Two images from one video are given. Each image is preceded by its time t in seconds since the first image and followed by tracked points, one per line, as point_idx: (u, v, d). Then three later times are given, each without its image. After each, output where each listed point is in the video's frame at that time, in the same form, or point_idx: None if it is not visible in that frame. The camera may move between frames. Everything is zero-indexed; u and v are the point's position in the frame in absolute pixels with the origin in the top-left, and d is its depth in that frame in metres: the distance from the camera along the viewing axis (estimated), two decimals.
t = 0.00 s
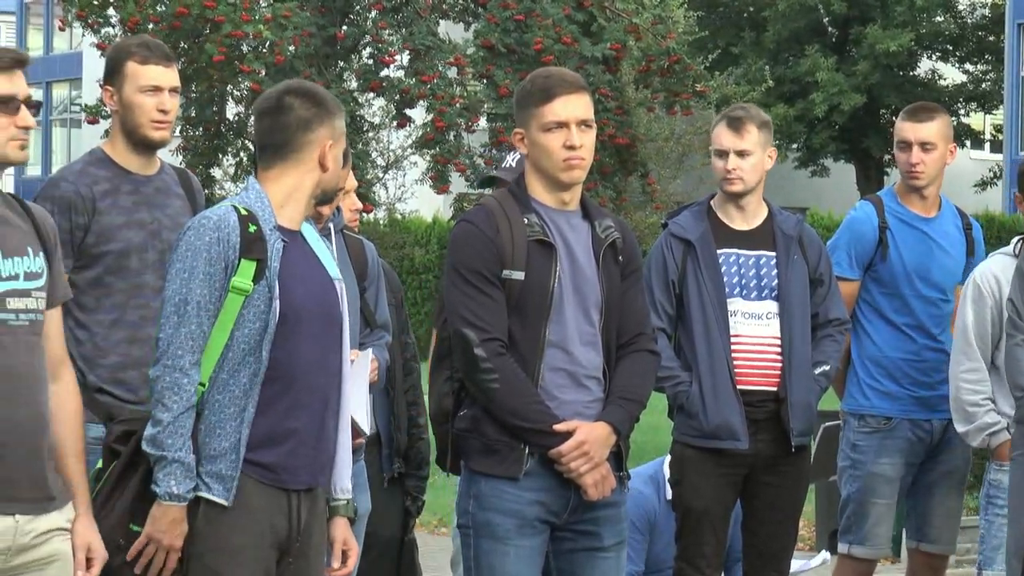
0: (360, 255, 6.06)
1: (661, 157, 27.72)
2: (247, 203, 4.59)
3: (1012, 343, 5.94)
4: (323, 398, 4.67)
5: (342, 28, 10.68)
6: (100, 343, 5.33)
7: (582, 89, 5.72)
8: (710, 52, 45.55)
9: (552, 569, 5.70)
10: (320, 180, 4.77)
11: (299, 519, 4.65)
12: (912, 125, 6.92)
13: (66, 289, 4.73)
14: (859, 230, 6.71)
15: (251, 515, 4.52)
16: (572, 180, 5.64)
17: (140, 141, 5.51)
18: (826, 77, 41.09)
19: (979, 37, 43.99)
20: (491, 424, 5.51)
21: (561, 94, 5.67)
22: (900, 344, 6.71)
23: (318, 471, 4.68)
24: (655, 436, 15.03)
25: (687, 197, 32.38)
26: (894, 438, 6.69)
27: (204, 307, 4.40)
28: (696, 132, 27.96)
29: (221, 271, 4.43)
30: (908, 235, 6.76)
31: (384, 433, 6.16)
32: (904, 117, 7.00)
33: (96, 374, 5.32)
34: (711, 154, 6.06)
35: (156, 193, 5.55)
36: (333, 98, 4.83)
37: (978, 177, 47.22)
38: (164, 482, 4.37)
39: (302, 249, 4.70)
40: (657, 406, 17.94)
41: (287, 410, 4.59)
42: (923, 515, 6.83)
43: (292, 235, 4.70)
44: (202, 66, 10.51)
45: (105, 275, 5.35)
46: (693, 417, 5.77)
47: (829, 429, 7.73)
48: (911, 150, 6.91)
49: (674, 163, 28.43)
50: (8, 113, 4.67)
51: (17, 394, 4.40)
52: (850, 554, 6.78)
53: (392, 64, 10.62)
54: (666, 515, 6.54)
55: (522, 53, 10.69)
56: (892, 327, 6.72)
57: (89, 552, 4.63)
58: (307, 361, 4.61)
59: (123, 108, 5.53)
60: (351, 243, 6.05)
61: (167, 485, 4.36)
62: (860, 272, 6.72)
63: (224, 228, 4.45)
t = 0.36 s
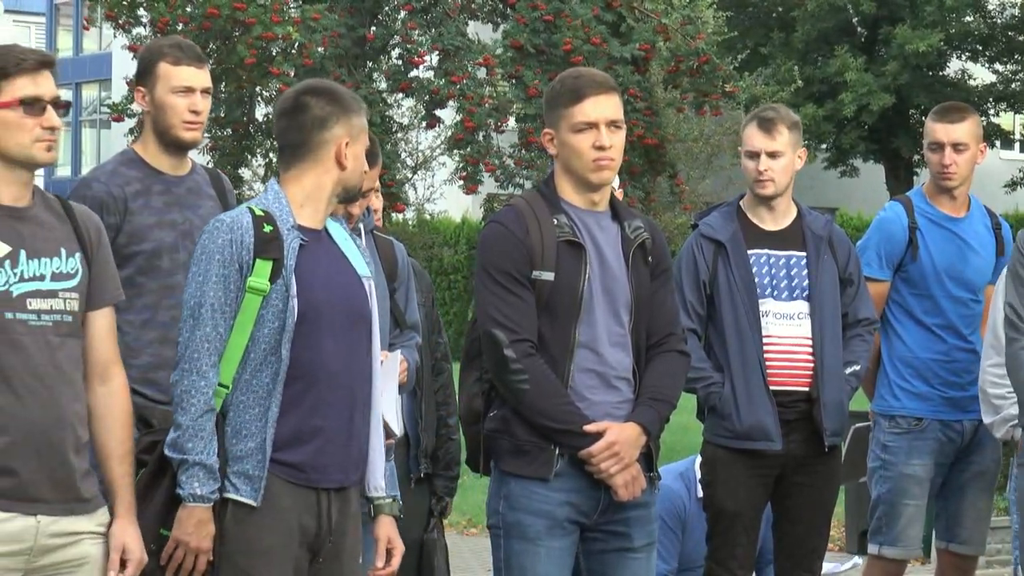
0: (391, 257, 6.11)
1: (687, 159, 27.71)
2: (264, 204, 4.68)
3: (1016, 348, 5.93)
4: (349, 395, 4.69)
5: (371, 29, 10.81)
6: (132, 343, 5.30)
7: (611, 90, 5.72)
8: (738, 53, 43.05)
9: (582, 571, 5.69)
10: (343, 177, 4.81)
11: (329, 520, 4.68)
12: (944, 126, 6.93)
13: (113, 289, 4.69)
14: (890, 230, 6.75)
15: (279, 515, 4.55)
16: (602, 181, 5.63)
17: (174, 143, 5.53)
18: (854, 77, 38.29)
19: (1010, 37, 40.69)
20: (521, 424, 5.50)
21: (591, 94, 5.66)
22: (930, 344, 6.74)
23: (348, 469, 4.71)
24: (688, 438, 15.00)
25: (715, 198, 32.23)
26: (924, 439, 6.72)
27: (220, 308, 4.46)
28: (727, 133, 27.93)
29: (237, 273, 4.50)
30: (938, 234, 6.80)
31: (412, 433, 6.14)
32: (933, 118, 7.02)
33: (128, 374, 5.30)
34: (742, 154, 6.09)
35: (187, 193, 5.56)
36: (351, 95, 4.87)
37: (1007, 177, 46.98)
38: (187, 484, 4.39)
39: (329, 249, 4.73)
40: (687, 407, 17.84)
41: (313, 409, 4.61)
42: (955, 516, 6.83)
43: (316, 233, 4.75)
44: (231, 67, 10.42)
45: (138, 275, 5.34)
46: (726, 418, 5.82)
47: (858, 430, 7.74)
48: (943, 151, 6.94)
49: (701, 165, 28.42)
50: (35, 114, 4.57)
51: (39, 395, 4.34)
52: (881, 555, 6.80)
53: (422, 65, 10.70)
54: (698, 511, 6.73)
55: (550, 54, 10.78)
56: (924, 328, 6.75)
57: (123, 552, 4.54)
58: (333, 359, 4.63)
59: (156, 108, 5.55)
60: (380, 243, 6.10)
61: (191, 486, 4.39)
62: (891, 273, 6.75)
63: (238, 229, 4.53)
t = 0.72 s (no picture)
0: (418, 258, 6.19)
1: (713, 160, 27.70)
2: (285, 207, 4.70)
3: (1017, 363, 6.16)
4: (369, 396, 4.70)
5: (397, 29, 10.96)
6: (160, 343, 5.29)
7: (639, 90, 5.71)
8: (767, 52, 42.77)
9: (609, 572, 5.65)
10: (366, 179, 4.82)
11: (347, 522, 4.69)
12: (973, 127, 6.93)
13: (143, 292, 4.61)
14: (918, 230, 6.79)
15: (296, 515, 4.56)
16: (629, 181, 5.62)
17: (202, 144, 5.53)
18: (882, 78, 38.34)
19: None
20: (548, 425, 5.49)
21: (618, 95, 5.65)
22: (957, 344, 6.77)
23: (367, 470, 4.72)
24: (714, 439, 15.04)
25: (745, 199, 32.14)
26: (953, 439, 6.75)
27: (238, 309, 4.49)
28: (755, 134, 27.96)
29: (254, 274, 4.52)
30: (966, 235, 6.84)
31: (436, 436, 6.15)
32: (961, 118, 7.01)
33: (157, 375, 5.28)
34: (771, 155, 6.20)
35: (216, 194, 5.54)
36: (376, 95, 4.87)
37: None
38: (212, 484, 4.43)
39: (349, 251, 4.75)
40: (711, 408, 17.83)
41: (330, 410, 4.62)
42: (984, 517, 6.84)
43: (340, 234, 4.79)
44: (258, 68, 10.56)
45: (165, 276, 5.33)
46: (753, 419, 5.94)
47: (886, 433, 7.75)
48: (972, 153, 6.94)
49: (728, 165, 28.44)
50: (66, 114, 4.46)
51: (71, 396, 4.22)
52: (910, 556, 6.85)
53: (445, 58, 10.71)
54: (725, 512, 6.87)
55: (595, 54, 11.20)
56: (951, 329, 6.79)
57: (158, 555, 4.47)
58: (352, 360, 4.64)
59: (183, 109, 5.56)
60: (408, 243, 6.18)
61: (217, 485, 4.43)
62: (919, 273, 6.81)
63: (255, 230, 4.56)
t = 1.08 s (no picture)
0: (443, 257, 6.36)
1: (739, 161, 27.69)
2: (305, 210, 4.78)
3: None
4: (388, 398, 4.71)
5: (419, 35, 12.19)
6: (186, 346, 5.29)
7: (667, 92, 5.67)
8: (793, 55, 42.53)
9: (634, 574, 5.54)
10: (375, 186, 4.81)
11: (365, 524, 4.69)
12: (1001, 129, 6.95)
13: (168, 294, 4.63)
14: (946, 231, 6.84)
15: (311, 516, 4.59)
16: (656, 183, 5.57)
17: (230, 147, 5.54)
18: (909, 78, 38.31)
19: None
20: (575, 427, 5.40)
21: (645, 97, 5.61)
22: (985, 346, 6.81)
23: (385, 472, 4.73)
24: (739, 441, 15.09)
25: (770, 198, 32.23)
26: (980, 441, 6.77)
27: (252, 313, 4.57)
28: (780, 136, 27.98)
29: (269, 278, 4.59)
30: (994, 236, 6.88)
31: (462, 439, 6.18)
32: (989, 121, 7.02)
33: (182, 377, 5.27)
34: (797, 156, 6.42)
35: (244, 197, 5.55)
36: (402, 100, 4.88)
37: None
38: (246, 486, 4.51)
39: (372, 251, 4.80)
40: (738, 410, 17.85)
41: (347, 412, 4.65)
42: (1010, 518, 6.84)
43: (363, 236, 4.83)
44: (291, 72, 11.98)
45: (192, 278, 5.33)
46: (779, 420, 6.13)
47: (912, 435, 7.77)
48: (1000, 155, 6.96)
49: (755, 166, 28.41)
50: (99, 116, 4.43)
51: (111, 397, 4.23)
52: (936, 557, 6.90)
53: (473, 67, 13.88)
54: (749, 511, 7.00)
55: (601, 56, 13.78)
56: (978, 329, 6.83)
57: (183, 556, 4.58)
58: (369, 362, 4.66)
59: (211, 112, 5.57)
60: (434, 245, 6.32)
61: (250, 486, 4.50)
62: (946, 275, 6.86)
63: (269, 235, 4.63)
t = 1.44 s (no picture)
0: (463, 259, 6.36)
1: (760, 161, 27.74)
2: (322, 214, 4.77)
3: None
4: (410, 402, 4.72)
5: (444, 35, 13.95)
6: (209, 348, 5.29)
7: (688, 93, 5.59)
8: (814, 57, 42.38)
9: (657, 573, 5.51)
10: (378, 190, 4.79)
11: (389, 526, 4.69)
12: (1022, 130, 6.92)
13: (190, 295, 4.61)
14: (966, 232, 6.84)
15: (333, 518, 4.59)
16: (677, 184, 5.48)
17: (252, 147, 5.54)
18: (930, 79, 38.22)
19: None
20: (597, 429, 5.35)
21: (666, 98, 5.54)
22: (1004, 346, 6.81)
23: (406, 476, 4.72)
24: (761, 442, 15.10)
25: (790, 199, 32.28)
26: (1000, 442, 6.78)
27: (273, 320, 4.57)
28: (802, 137, 27.95)
29: (288, 285, 4.59)
30: (1014, 237, 6.86)
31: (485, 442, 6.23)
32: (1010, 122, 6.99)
33: (205, 379, 5.27)
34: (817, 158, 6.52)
35: (265, 198, 5.56)
36: (417, 107, 4.83)
37: None
38: (261, 495, 4.51)
39: (392, 255, 4.81)
40: (761, 411, 17.86)
41: (367, 417, 4.65)
42: None
43: (381, 240, 4.84)
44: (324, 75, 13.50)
45: (214, 280, 5.33)
46: (800, 421, 6.21)
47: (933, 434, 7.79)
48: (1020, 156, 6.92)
49: (776, 167, 28.41)
50: (121, 118, 4.38)
51: (138, 398, 4.23)
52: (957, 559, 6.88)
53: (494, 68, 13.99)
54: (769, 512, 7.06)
55: (623, 57, 14.01)
56: (997, 329, 6.84)
57: (208, 557, 4.51)
58: (390, 366, 4.66)
59: (234, 113, 5.58)
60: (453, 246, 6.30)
61: (266, 495, 4.50)
62: (967, 275, 6.86)
63: (288, 241, 4.63)
